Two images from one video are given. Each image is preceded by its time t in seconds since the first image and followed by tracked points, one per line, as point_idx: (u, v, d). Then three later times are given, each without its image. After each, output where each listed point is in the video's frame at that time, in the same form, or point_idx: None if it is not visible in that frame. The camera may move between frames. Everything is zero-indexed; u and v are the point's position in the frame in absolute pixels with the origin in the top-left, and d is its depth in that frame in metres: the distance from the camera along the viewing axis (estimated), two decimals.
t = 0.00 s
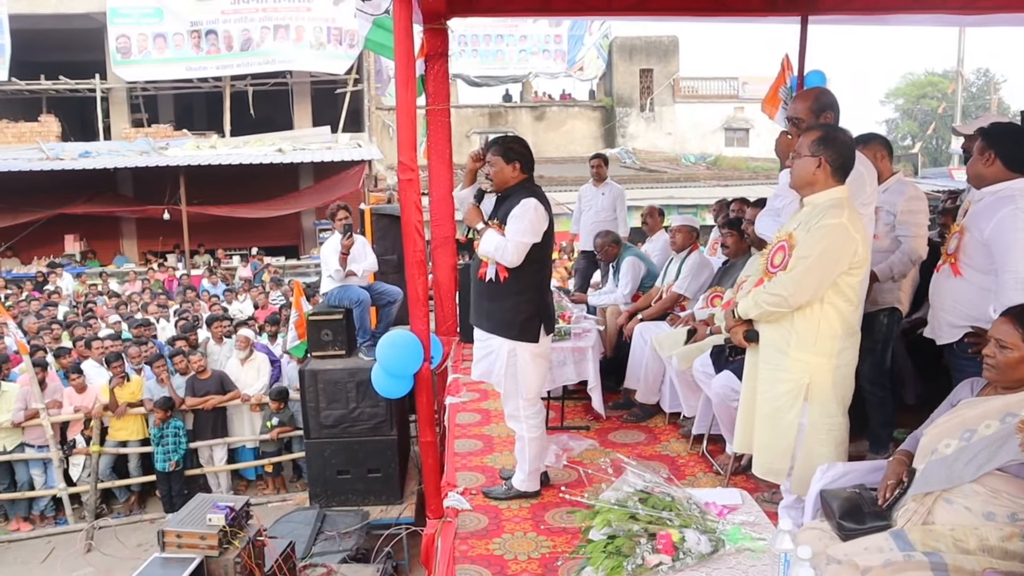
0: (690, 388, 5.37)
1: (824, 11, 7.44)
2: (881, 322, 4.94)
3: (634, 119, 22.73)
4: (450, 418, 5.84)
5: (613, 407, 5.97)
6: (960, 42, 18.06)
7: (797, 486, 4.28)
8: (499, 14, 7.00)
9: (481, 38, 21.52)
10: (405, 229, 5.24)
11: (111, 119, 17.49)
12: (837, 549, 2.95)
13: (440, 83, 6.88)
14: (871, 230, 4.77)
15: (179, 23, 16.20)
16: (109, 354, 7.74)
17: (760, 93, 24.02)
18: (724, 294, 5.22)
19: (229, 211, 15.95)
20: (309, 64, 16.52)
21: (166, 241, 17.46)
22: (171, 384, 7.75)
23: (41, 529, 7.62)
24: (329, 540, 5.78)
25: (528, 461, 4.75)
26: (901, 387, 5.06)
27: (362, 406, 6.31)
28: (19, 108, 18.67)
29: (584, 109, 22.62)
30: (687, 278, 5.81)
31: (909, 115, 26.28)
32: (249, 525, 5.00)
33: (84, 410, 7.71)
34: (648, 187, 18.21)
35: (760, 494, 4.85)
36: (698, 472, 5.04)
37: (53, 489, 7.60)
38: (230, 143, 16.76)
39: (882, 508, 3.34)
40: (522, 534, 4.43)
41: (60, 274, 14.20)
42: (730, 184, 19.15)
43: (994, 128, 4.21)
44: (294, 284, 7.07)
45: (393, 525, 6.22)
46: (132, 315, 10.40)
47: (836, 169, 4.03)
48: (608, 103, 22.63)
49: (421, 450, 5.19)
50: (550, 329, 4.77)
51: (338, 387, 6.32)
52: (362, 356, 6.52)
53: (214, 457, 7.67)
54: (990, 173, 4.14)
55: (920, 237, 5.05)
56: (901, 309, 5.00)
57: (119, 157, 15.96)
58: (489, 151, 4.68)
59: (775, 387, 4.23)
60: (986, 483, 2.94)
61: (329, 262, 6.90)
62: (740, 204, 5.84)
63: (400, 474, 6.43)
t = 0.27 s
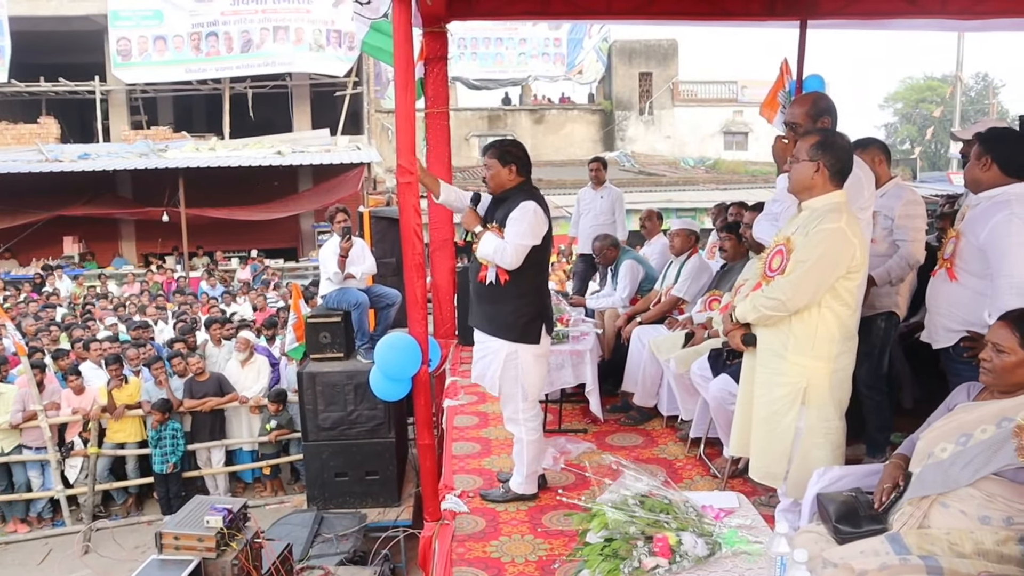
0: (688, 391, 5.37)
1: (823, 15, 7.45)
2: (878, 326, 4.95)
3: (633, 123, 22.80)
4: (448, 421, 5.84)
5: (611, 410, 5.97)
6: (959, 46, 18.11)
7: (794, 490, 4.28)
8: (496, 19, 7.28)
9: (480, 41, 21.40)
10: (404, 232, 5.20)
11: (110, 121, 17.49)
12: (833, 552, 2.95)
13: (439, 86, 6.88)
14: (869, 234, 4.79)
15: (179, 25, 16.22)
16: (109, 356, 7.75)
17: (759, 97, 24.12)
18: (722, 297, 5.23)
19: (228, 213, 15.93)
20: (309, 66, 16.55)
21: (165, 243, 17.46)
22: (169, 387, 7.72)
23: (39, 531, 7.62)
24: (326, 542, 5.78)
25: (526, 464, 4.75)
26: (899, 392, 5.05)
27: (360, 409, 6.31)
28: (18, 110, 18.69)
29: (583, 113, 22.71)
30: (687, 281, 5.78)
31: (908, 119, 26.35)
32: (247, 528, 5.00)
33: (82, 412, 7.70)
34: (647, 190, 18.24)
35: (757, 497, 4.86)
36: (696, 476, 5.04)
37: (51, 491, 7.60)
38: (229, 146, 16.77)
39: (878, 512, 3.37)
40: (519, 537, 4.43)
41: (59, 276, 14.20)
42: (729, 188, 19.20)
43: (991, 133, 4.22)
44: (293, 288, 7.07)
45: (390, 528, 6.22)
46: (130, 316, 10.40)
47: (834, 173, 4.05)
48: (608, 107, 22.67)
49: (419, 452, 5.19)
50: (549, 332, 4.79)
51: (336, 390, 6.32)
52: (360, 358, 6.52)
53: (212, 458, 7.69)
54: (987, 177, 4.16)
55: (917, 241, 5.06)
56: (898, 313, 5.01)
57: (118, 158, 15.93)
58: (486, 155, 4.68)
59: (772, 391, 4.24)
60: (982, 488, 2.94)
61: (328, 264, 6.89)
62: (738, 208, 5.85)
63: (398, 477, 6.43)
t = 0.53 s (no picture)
0: (677, 392, 5.38)
1: (817, 19, 7.49)
2: (868, 330, 4.97)
3: (625, 123, 22.98)
4: (438, 419, 5.83)
5: (601, 410, 5.98)
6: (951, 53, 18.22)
7: (782, 492, 4.30)
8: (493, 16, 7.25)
9: (475, 39, 21.19)
10: (395, 228, 5.25)
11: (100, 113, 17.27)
12: (820, 554, 2.96)
13: (433, 84, 6.86)
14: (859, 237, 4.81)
15: (172, 18, 16.15)
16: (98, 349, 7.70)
17: (752, 99, 24.25)
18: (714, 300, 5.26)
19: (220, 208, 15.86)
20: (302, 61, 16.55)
21: (155, 237, 17.49)
22: (158, 381, 7.79)
23: (25, 525, 7.58)
24: (315, 539, 5.77)
25: (515, 463, 4.76)
26: (887, 396, 5.06)
27: (350, 406, 6.31)
28: (7, 101, 18.54)
29: (577, 112, 22.65)
30: (680, 281, 5.84)
31: (899, 125, 26.49)
32: (235, 524, 4.99)
33: (70, 405, 7.65)
34: (639, 191, 18.27)
35: (745, 498, 4.88)
36: (685, 477, 5.06)
37: (38, 485, 7.57)
38: (221, 141, 16.58)
39: (864, 514, 3.38)
40: (508, 536, 4.44)
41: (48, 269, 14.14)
42: (721, 190, 19.27)
43: (981, 140, 4.20)
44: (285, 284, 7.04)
45: (378, 525, 6.20)
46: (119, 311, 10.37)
47: (826, 178, 4.07)
48: (601, 107, 22.71)
49: (409, 450, 5.20)
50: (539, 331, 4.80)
51: (326, 386, 6.32)
52: (350, 355, 6.51)
53: (201, 454, 7.65)
54: (976, 184, 4.16)
55: (906, 246, 5.09)
56: (887, 317, 5.03)
57: (108, 151, 15.73)
58: (476, 153, 4.69)
59: (761, 393, 4.25)
60: (968, 492, 2.97)
61: (318, 261, 6.85)
62: (729, 211, 5.87)
63: (387, 475, 6.42)
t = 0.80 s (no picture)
0: (675, 389, 5.39)
1: (818, 17, 7.48)
2: (865, 328, 4.98)
3: (626, 120, 22.83)
4: (436, 415, 5.83)
5: (599, 407, 5.99)
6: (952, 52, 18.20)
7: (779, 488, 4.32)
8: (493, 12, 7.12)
9: (476, 35, 21.42)
10: (395, 224, 5.24)
11: (101, 107, 17.37)
12: (816, 551, 2.97)
13: (435, 80, 6.84)
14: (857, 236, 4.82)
15: (174, 12, 16.10)
16: (97, 343, 7.70)
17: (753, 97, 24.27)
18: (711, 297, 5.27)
19: (221, 203, 15.84)
20: (304, 56, 16.54)
21: (155, 231, 17.44)
22: (157, 375, 7.71)
23: (23, 518, 7.60)
24: (312, 534, 5.79)
25: (512, 459, 4.77)
26: (885, 394, 5.06)
27: (348, 401, 6.32)
28: (8, 94, 18.55)
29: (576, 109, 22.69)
30: (682, 279, 5.80)
31: (900, 124, 26.46)
32: (233, 518, 5.00)
33: (69, 399, 7.66)
34: (639, 188, 18.27)
35: (742, 495, 4.88)
36: (682, 473, 5.07)
37: (36, 479, 7.59)
38: (221, 136, 16.65)
39: (862, 512, 3.39)
40: (505, 531, 4.45)
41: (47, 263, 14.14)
42: (721, 188, 19.26)
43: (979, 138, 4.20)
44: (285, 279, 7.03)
45: (376, 520, 6.17)
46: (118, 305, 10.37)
47: (826, 175, 4.07)
48: (602, 104, 22.70)
49: (406, 446, 5.20)
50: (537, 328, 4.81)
51: (325, 381, 6.32)
52: (349, 350, 6.51)
53: (199, 448, 7.67)
54: (975, 182, 4.16)
55: (905, 245, 5.09)
56: (886, 315, 5.03)
57: (109, 145, 15.78)
58: (475, 148, 4.69)
59: (759, 390, 4.26)
60: (964, 489, 2.97)
61: (318, 255, 6.85)
62: (728, 208, 5.87)
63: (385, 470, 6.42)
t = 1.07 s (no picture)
0: (677, 391, 5.40)
1: (819, 20, 7.50)
2: (866, 330, 4.98)
3: (628, 122, 22.94)
4: (438, 416, 5.84)
5: (601, 408, 5.99)
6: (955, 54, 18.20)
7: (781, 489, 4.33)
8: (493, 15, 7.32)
9: (478, 37, 21.42)
10: (398, 225, 5.23)
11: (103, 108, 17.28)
12: (817, 552, 2.97)
13: (438, 82, 6.85)
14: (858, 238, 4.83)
15: (178, 12, 16.10)
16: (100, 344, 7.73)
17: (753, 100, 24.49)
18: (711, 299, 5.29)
19: (225, 203, 15.82)
20: (305, 57, 16.63)
21: (156, 232, 17.47)
22: (159, 376, 7.73)
23: (25, 518, 7.61)
24: (314, 535, 5.80)
25: (514, 460, 4.78)
26: (886, 396, 5.07)
27: (350, 402, 6.33)
28: (9, 94, 18.60)
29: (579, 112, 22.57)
30: (688, 280, 5.83)
31: (901, 125, 26.51)
32: (234, 518, 5.01)
33: (70, 399, 7.70)
34: (641, 190, 18.28)
35: (744, 497, 4.89)
36: (683, 475, 5.08)
37: (38, 478, 7.59)
38: (223, 136, 16.78)
39: (862, 513, 3.41)
40: (507, 532, 4.46)
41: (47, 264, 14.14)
42: (723, 190, 19.23)
43: (978, 140, 4.23)
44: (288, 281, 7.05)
45: (377, 522, 6.19)
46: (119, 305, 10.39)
47: (825, 178, 4.09)
48: (604, 106, 22.70)
49: (408, 447, 5.20)
50: (539, 329, 4.82)
51: (327, 382, 6.33)
52: (351, 352, 6.52)
53: (201, 449, 7.70)
54: (974, 185, 4.18)
55: (906, 247, 5.11)
56: (887, 317, 5.04)
57: (111, 145, 15.86)
58: (477, 150, 4.71)
59: (760, 392, 4.27)
60: (965, 491, 2.98)
61: (320, 257, 6.86)
62: (729, 210, 5.89)
63: (387, 471, 6.43)
